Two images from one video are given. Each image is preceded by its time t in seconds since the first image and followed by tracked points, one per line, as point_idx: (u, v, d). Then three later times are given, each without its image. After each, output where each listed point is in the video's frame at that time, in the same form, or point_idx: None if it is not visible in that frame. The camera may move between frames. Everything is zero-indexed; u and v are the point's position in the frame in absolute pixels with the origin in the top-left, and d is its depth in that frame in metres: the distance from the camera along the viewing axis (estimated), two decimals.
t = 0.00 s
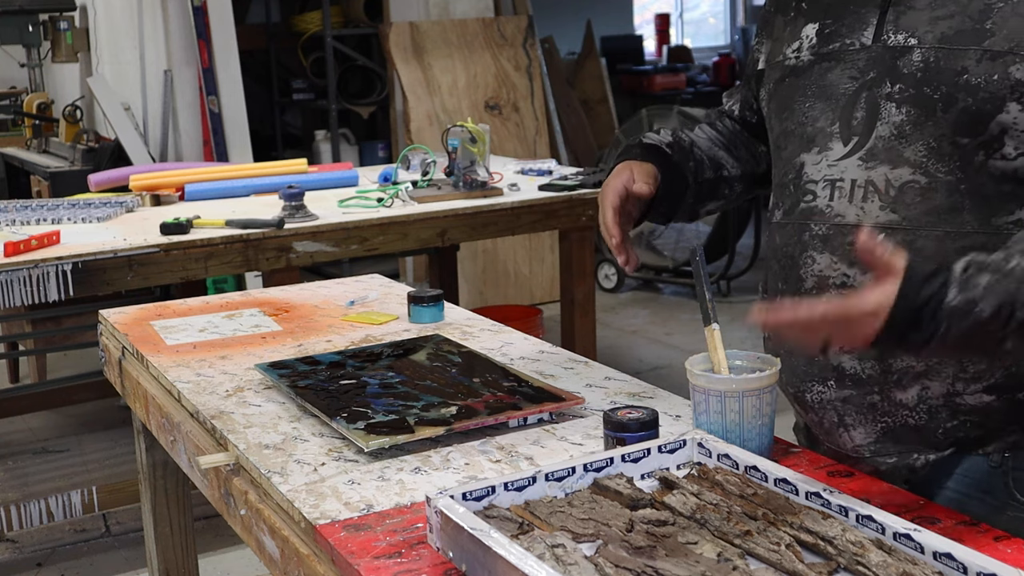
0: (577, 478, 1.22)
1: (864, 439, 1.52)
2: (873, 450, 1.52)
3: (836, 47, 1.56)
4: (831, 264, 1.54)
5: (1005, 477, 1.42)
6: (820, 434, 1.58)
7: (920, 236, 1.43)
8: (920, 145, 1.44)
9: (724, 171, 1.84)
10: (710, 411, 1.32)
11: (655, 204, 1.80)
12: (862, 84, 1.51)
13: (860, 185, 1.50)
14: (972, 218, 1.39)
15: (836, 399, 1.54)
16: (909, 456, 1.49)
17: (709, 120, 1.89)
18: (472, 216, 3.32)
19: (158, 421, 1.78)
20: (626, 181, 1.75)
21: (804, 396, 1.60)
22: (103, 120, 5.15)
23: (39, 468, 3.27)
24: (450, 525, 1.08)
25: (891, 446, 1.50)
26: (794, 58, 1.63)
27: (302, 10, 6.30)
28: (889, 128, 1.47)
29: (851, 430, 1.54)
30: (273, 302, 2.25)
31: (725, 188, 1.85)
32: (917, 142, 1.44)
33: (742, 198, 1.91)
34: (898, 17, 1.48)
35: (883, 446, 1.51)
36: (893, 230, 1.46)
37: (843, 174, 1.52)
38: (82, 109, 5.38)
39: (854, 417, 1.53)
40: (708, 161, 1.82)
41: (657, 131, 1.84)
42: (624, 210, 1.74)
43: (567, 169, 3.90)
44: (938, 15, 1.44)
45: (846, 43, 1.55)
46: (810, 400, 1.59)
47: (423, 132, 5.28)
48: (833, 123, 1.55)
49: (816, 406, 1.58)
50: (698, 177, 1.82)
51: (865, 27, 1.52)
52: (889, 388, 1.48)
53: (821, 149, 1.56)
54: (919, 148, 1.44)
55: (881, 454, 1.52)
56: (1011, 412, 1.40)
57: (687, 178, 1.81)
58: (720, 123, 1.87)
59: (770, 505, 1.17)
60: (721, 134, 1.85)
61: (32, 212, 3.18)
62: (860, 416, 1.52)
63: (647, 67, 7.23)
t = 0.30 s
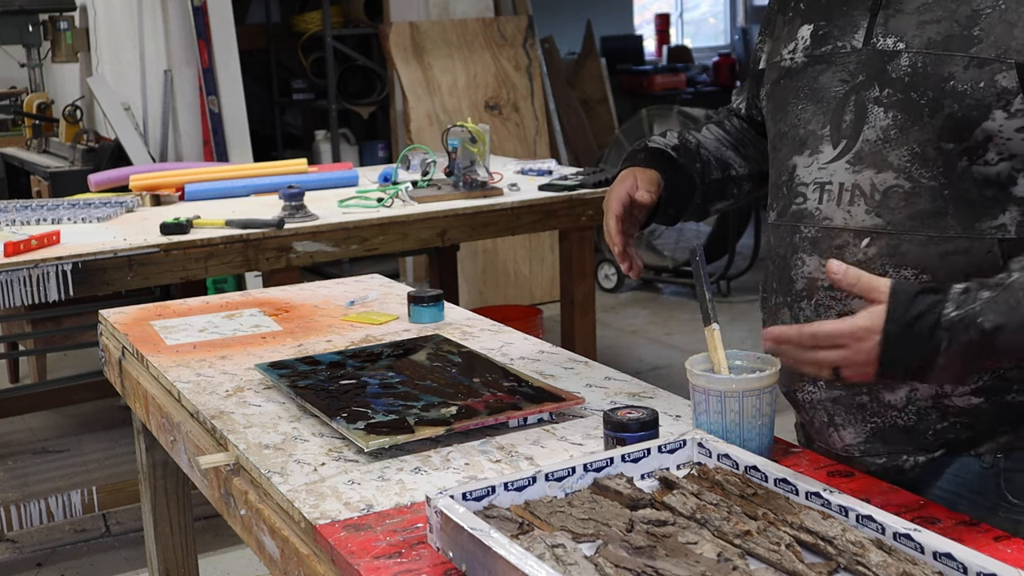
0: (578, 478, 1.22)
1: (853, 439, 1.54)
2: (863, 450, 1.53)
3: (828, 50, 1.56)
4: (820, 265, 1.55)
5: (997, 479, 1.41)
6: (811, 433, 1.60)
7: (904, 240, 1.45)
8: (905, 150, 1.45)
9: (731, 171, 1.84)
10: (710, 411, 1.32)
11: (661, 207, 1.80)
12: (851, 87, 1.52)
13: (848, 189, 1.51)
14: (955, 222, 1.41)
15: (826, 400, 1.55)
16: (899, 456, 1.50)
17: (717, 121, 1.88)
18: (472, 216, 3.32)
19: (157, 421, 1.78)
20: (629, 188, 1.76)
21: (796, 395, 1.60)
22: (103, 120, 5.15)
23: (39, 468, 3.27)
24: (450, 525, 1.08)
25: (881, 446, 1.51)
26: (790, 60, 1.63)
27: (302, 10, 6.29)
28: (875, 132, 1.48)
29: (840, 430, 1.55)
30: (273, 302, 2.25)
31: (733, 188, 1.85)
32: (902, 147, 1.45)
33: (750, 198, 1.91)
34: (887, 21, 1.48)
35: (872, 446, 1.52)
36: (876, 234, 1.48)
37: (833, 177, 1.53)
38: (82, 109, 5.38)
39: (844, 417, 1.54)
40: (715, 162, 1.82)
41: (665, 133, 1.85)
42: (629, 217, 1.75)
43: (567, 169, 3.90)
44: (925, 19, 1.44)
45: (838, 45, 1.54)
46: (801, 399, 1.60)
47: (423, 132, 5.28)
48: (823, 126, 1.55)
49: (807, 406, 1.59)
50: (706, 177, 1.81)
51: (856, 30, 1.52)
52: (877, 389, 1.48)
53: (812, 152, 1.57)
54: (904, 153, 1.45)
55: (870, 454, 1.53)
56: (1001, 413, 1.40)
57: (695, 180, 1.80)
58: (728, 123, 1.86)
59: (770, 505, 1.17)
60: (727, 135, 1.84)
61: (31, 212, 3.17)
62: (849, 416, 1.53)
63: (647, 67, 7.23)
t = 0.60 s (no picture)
0: (578, 478, 1.22)
1: (859, 440, 1.51)
2: (869, 451, 1.51)
3: (834, 49, 1.57)
4: (826, 265, 1.53)
5: (1002, 480, 1.44)
6: (816, 434, 1.57)
7: (913, 238, 1.45)
8: (916, 147, 1.45)
9: (733, 177, 1.84)
10: (710, 411, 1.32)
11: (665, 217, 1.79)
12: (859, 85, 1.52)
13: (855, 187, 1.50)
14: (965, 220, 1.41)
15: (832, 400, 1.53)
16: (905, 458, 1.49)
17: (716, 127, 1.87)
18: (472, 216, 3.32)
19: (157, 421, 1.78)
20: (633, 200, 1.74)
21: (800, 396, 1.58)
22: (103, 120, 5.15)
23: (39, 468, 3.27)
24: (449, 525, 1.08)
25: (887, 448, 1.49)
26: (792, 60, 1.63)
27: (302, 10, 6.29)
28: (884, 129, 1.48)
29: (846, 431, 1.53)
30: (273, 302, 2.25)
31: (734, 196, 1.85)
32: (913, 144, 1.45)
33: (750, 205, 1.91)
34: (896, 19, 1.49)
35: (879, 447, 1.50)
36: (885, 232, 1.47)
37: (839, 176, 1.53)
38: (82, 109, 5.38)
39: (850, 418, 1.51)
40: (717, 169, 1.82)
41: (665, 142, 1.84)
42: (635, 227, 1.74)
43: (567, 169, 3.90)
44: (937, 16, 1.46)
45: (843, 44, 1.55)
46: (805, 400, 1.57)
47: (423, 132, 5.28)
48: (830, 125, 1.55)
49: (811, 406, 1.56)
50: (708, 185, 1.81)
51: (863, 28, 1.53)
52: (884, 389, 1.47)
53: (818, 150, 1.56)
54: (916, 151, 1.45)
55: (876, 456, 1.51)
56: (1006, 413, 1.39)
57: (696, 189, 1.80)
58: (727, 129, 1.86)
59: (770, 505, 1.17)
60: (727, 141, 1.84)
61: (31, 212, 3.17)
62: (855, 417, 1.51)
63: (647, 67, 7.23)
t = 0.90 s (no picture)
0: (577, 478, 1.22)
1: (878, 439, 1.53)
2: (886, 451, 1.53)
3: (852, 43, 1.57)
4: (847, 261, 1.54)
5: (1014, 477, 1.47)
6: (831, 433, 1.59)
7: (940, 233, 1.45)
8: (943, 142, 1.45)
9: (729, 175, 1.84)
10: (710, 411, 1.32)
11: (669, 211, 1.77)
12: (880, 80, 1.52)
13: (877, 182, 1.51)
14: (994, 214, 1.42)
15: (849, 399, 1.54)
16: (922, 457, 1.51)
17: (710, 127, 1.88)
18: (472, 216, 3.32)
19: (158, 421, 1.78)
20: (643, 189, 1.72)
21: (815, 396, 1.59)
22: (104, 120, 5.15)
23: (39, 468, 3.27)
24: (449, 525, 1.08)
25: (904, 447, 1.52)
26: (805, 56, 1.64)
27: (302, 10, 6.29)
28: (909, 124, 1.48)
29: (864, 430, 1.54)
30: (273, 303, 2.25)
31: (729, 195, 1.85)
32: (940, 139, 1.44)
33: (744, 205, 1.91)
34: (919, 12, 1.49)
35: (896, 447, 1.52)
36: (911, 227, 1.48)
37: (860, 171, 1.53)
38: (82, 109, 5.38)
39: (869, 417, 1.53)
40: (715, 166, 1.82)
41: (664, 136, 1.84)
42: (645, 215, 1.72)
43: (567, 169, 3.90)
44: (963, 9, 1.44)
45: (862, 39, 1.56)
46: (820, 399, 1.58)
47: (423, 132, 5.28)
48: (849, 120, 1.55)
49: (827, 406, 1.58)
50: (706, 182, 1.81)
51: (882, 23, 1.53)
52: (905, 387, 1.49)
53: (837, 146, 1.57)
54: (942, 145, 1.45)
55: (894, 456, 1.53)
56: None
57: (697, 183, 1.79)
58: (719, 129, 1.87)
59: (770, 505, 1.17)
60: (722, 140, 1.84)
61: (32, 212, 3.18)
62: (873, 416, 1.53)
63: (647, 67, 7.22)
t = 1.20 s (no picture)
0: (577, 478, 1.22)
1: (876, 440, 1.53)
2: (885, 451, 1.53)
3: (855, 43, 1.57)
4: (848, 261, 1.54)
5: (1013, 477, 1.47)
6: (829, 434, 1.58)
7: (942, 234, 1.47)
8: (947, 143, 1.45)
9: (733, 153, 1.84)
10: (710, 411, 1.32)
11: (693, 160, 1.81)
12: (883, 80, 1.52)
13: (880, 182, 1.51)
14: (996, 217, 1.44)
15: (848, 399, 1.54)
16: (922, 458, 1.50)
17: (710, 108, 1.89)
18: (472, 216, 3.32)
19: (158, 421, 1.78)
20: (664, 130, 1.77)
21: (814, 396, 1.58)
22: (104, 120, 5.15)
23: (39, 468, 3.27)
24: (449, 525, 1.08)
25: (903, 448, 1.51)
26: (807, 55, 1.63)
27: (302, 10, 6.29)
28: (912, 125, 1.48)
29: (862, 431, 1.54)
30: (273, 303, 2.25)
31: (732, 171, 1.86)
32: (943, 140, 1.46)
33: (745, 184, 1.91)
34: (924, 14, 1.49)
35: (895, 448, 1.52)
36: (913, 227, 1.49)
37: (862, 171, 1.53)
38: (82, 109, 5.38)
39: (867, 417, 1.53)
40: (720, 140, 1.83)
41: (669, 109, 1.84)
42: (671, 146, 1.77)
43: (567, 169, 3.90)
44: (969, 12, 1.46)
45: (865, 38, 1.55)
46: (819, 399, 1.58)
47: (423, 132, 5.28)
48: (852, 119, 1.55)
49: (825, 406, 1.57)
50: (714, 152, 1.82)
51: (886, 23, 1.53)
52: (904, 388, 1.49)
53: (839, 145, 1.56)
54: (946, 146, 1.46)
55: (893, 456, 1.52)
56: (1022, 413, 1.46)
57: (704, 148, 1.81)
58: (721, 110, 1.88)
59: (770, 505, 1.17)
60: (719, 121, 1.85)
61: (32, 212, 3.17)
62: (872, 416, 1.52)
63: (647, 67, 7.22)
